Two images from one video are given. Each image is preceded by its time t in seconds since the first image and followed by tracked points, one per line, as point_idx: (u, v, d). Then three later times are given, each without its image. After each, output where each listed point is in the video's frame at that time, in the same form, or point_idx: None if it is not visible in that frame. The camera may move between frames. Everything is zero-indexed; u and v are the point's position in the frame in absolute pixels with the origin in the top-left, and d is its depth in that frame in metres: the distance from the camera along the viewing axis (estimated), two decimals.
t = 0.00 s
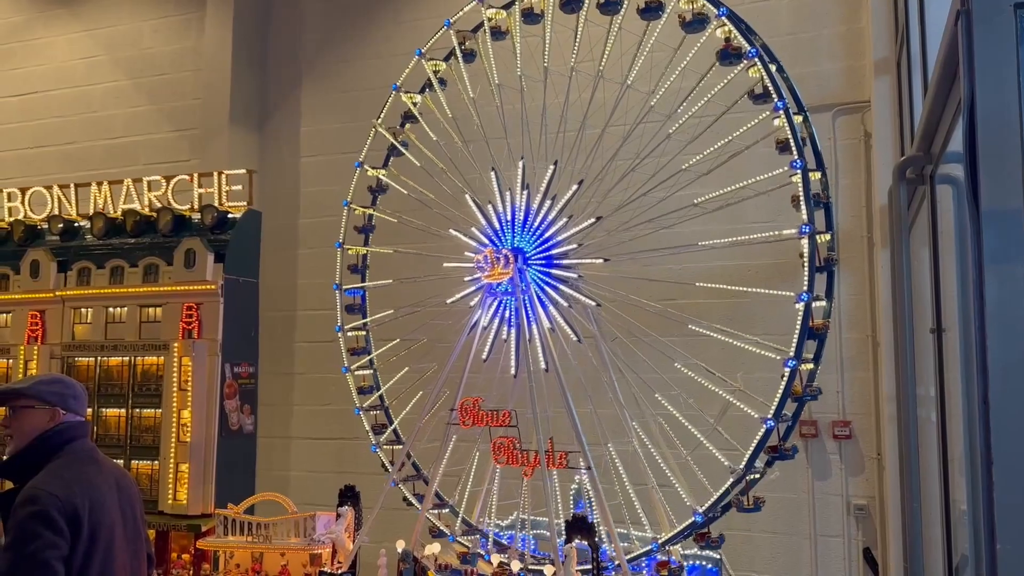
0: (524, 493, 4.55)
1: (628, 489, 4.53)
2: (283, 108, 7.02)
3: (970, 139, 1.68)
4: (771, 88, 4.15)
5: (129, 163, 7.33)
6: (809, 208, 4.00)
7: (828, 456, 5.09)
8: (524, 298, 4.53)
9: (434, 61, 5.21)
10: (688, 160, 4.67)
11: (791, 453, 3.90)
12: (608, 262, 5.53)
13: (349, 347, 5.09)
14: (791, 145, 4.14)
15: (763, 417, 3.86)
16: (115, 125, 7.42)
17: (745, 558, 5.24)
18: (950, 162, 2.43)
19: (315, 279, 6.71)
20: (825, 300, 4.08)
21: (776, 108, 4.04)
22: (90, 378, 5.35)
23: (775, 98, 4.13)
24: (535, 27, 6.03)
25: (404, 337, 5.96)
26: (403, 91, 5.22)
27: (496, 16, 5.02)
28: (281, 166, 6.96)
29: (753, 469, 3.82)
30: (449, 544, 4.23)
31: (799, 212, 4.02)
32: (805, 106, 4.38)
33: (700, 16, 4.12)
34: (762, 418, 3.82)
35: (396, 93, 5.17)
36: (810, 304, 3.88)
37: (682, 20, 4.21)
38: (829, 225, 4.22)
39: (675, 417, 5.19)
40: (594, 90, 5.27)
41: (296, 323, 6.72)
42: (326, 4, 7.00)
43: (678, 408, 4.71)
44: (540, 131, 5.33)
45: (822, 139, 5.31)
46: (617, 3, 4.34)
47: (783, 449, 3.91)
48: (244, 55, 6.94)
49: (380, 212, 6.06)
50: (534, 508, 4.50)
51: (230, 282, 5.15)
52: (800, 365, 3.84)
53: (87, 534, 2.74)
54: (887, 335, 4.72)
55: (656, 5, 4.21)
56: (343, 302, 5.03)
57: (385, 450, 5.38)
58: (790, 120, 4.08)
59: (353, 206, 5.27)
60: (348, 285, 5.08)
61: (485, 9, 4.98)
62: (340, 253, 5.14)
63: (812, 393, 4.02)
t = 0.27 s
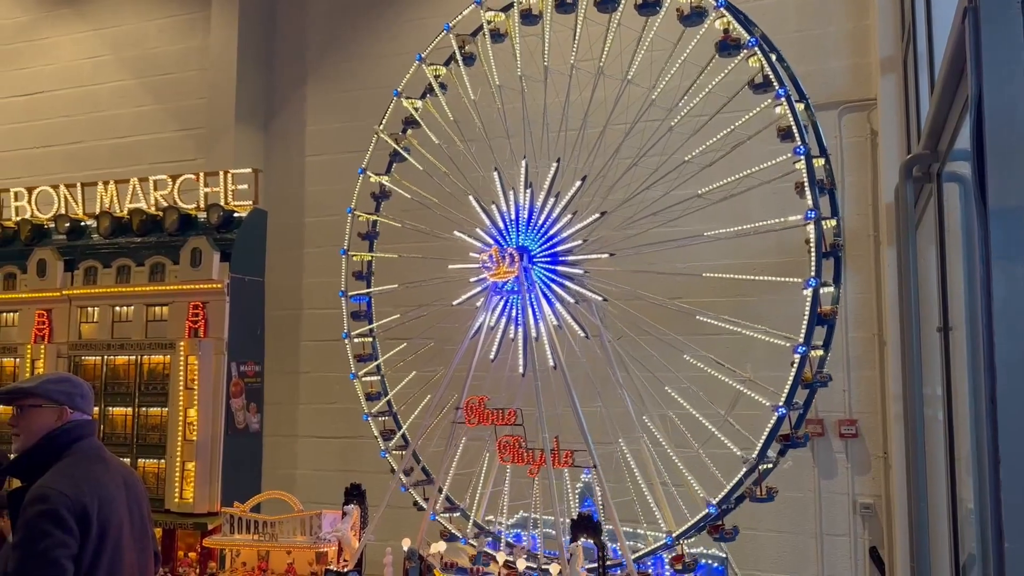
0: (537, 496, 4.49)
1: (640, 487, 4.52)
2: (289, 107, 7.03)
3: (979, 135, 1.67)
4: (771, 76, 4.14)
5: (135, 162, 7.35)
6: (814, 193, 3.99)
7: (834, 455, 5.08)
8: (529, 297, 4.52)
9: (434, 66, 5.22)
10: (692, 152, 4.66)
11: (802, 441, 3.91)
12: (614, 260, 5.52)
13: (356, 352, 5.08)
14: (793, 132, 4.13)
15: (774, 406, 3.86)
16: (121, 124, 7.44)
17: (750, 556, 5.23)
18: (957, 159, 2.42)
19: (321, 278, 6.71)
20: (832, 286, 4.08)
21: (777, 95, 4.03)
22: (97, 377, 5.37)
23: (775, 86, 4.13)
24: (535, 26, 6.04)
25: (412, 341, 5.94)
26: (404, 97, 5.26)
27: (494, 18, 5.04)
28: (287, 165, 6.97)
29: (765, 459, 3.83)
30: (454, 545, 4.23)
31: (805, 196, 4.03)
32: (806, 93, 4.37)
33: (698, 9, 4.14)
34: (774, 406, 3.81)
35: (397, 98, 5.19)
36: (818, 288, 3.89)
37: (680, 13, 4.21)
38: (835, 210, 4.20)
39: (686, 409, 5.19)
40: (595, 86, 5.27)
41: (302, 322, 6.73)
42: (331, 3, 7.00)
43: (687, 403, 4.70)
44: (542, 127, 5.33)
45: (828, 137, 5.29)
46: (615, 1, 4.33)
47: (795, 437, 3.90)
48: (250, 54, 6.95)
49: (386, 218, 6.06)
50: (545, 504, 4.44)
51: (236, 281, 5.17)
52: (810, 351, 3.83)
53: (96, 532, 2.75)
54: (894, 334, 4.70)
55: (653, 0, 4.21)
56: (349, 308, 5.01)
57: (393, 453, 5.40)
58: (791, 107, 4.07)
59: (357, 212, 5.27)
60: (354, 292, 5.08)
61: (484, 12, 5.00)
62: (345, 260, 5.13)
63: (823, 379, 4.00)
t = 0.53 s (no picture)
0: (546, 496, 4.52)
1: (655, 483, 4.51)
2: (297, 106, 7.04)
3: (991, 131, 1.66)
4: (775, 64, 4.13)
5: (144, 161, 7.38)
6: (822, 178, 3.98)
7: (844, 454, 5.06)
8: (538, 296, 4.52)
9: (438, 71, 5.21)
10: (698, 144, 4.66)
11: (818, 429, 3.90)
12: (623, 258, 5.51)
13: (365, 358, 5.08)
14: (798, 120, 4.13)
15: (790, 393, 3.85)
16: (130, 124, 7.47)
17: (759, 555, 5.22)
18: (967, 156, 2.41)
19: (329, 277, 6.73)
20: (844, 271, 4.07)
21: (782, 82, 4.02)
22: (107, 375, 5.39)
23: (780, 74, 4.11)
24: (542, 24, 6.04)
25: (423, 346, 5.94)
26: (408, 103, 5.29)
27: (497, 21, 4.99)
28: (295, 163, 6.98)
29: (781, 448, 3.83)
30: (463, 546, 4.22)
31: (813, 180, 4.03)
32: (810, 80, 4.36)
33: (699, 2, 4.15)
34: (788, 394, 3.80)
35: (401, 104, 5.20)
36: (830, 273, 3.87)
37: (680, 7, 4.22)
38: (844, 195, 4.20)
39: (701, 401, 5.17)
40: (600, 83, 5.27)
41: (310, 320, 6.75)
42: (339, 2, 7.01)
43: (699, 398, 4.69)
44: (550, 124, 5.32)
45: (838, 134, 5.27)
46: None
47: (810, 425, 3.91)
48: (258, 53, 6.96)
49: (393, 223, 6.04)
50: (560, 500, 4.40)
51: (245, 279, 5.17)
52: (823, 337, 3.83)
53: (107, 530, 2.76)
54: (903, 332, 4.68)
55: None
56: (358, 314, 5.01)
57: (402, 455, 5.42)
58: (796, 94, 4.06)
59: (364, 218, 5.27)
60: (362, 298, 5.08)
61: (487, 15, 4.95)
62: (353, 267, 5.12)
63: (836, 365, 4.00)
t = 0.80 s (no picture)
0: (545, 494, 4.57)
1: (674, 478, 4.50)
2: (309, 105, 7.06)
3: (1007, 129, 1.65)
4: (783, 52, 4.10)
5: (158, 161, 7.41)
6: (835, 165, 3.96)
7: (857, 452, 5.04)
8: (550, 294, 4.51)
9: (445, 75, 5.24)
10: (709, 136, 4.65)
11: (837, 414, 3.88)
12: (636, 256, 5.50)
13: (380, 365, 5.08)
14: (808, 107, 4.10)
15: (808, 379, 3.83)
16: (143, 123, 7.51)
17: (772, 554, 5.21)
18: (983, 152, 2.39)
19: (341, 275, 6.74)
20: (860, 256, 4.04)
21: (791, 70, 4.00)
22: (121, 373, 5.42)
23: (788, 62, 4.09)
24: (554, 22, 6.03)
25: (435, 350, 5.95)
26: (416, 109, 5.31)
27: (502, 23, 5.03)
28: (307, 162, 7.00)
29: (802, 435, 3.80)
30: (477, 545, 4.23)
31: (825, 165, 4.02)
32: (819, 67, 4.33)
33: None
34: (808, 379, 3.77)
35: (409, 110, 5.21)
36: (845, 257, 3.85)
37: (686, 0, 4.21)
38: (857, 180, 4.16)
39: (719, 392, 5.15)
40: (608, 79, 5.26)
41: (323, 318, 6.77)
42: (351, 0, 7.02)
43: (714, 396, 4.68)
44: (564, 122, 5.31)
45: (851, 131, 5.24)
46: None
47: (830, 412, 3.88)
48: (270, 52, 6.98)
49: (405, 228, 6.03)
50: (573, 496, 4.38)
51: (258, 278, 5.19)
52: (842, 322, 3.80)
53: (122, 526, 2.79)
54: (918, 329, 4.66)
55: None
56: (371, 322, 5.00)
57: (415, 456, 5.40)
58: (807, 82, 4.05)
59: (375, 225, 5.26)
60: (375, 305, 5.06)
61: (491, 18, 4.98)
62: (365, 274, 5.11)
63: (854, 350, 3.99)
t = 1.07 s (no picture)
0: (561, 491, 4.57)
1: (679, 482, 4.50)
2: (322, 104, 7.08)
3: None
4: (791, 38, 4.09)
5: (172, 160, 7.46)
6: (848, 147, 3.92)
7: (872, 450, 5.01)
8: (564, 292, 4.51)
9: (453, 81, 5.21)
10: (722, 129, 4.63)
11: (858, 401, 3.85)
12: (651, 254, 5.47)
13: (395, 371, 5.08)
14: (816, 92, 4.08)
15: (828, 365, 3.80)
16: (158, 123, 7.55)
17: (786, 553, 5.19)
18: (1001, 148, 2.38)
19: (354, 274, 6.77)
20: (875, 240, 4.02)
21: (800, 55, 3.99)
22: (137, 372, 5.46)
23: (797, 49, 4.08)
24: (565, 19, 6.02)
25: (448, 352, 5.95)
26: (424, 115, 5.30)
27: (509, 27, 5.07)
28: (319, 161, 7.02)
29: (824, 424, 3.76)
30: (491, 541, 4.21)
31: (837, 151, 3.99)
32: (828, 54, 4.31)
33: None
34: (829, 365, 3.75)
35: (418, 116, 5.22)
36: (862, 243, 3.80)
37: None
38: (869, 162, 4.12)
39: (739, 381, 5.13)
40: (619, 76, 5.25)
41: (335, 317, 6.79)
42: None
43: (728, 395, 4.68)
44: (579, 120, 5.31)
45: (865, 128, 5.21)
46: None
47: (851, 398, 3.86)
48: (283, 52, 7.01)
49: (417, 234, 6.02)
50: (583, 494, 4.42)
51: (272, 276, 5.21)
52: (860, 307, 3.78)
53: (138, 524, 2.81)
54: (933, 327, 4.63)
55: None
56: (384, 328, 5.00)
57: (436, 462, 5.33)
58: (816, 66, 4.03)
59: (386, 231, 5.26)
60: (389, 311, 5.06)
61: (498, 22, 5.02)
62: (377, 280, 5.11)
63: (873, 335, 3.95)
